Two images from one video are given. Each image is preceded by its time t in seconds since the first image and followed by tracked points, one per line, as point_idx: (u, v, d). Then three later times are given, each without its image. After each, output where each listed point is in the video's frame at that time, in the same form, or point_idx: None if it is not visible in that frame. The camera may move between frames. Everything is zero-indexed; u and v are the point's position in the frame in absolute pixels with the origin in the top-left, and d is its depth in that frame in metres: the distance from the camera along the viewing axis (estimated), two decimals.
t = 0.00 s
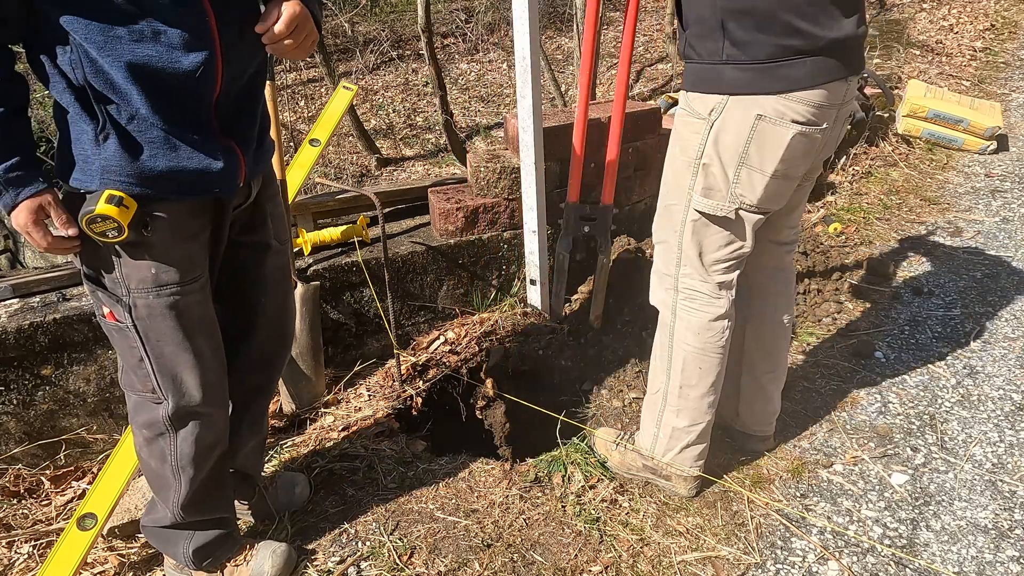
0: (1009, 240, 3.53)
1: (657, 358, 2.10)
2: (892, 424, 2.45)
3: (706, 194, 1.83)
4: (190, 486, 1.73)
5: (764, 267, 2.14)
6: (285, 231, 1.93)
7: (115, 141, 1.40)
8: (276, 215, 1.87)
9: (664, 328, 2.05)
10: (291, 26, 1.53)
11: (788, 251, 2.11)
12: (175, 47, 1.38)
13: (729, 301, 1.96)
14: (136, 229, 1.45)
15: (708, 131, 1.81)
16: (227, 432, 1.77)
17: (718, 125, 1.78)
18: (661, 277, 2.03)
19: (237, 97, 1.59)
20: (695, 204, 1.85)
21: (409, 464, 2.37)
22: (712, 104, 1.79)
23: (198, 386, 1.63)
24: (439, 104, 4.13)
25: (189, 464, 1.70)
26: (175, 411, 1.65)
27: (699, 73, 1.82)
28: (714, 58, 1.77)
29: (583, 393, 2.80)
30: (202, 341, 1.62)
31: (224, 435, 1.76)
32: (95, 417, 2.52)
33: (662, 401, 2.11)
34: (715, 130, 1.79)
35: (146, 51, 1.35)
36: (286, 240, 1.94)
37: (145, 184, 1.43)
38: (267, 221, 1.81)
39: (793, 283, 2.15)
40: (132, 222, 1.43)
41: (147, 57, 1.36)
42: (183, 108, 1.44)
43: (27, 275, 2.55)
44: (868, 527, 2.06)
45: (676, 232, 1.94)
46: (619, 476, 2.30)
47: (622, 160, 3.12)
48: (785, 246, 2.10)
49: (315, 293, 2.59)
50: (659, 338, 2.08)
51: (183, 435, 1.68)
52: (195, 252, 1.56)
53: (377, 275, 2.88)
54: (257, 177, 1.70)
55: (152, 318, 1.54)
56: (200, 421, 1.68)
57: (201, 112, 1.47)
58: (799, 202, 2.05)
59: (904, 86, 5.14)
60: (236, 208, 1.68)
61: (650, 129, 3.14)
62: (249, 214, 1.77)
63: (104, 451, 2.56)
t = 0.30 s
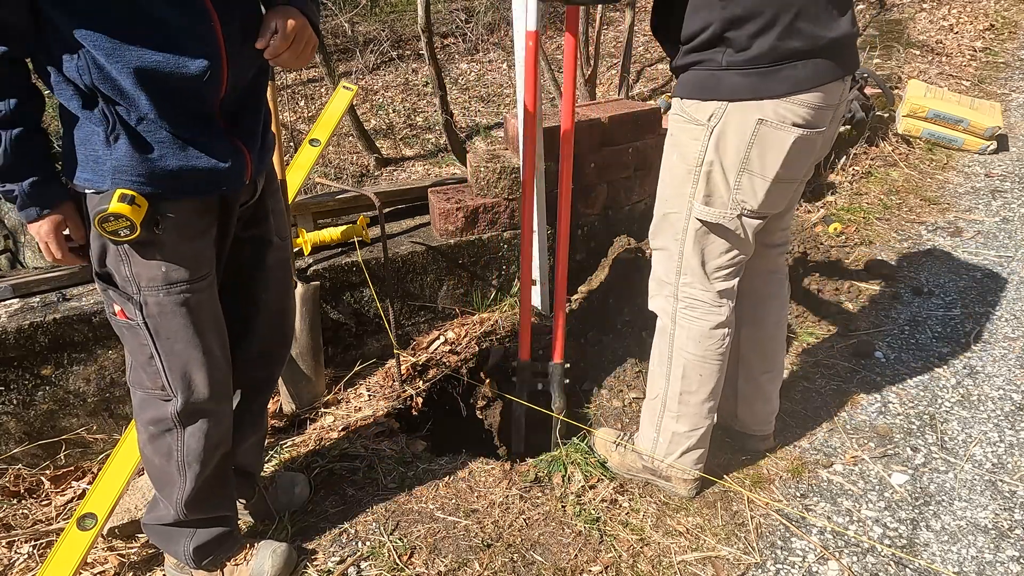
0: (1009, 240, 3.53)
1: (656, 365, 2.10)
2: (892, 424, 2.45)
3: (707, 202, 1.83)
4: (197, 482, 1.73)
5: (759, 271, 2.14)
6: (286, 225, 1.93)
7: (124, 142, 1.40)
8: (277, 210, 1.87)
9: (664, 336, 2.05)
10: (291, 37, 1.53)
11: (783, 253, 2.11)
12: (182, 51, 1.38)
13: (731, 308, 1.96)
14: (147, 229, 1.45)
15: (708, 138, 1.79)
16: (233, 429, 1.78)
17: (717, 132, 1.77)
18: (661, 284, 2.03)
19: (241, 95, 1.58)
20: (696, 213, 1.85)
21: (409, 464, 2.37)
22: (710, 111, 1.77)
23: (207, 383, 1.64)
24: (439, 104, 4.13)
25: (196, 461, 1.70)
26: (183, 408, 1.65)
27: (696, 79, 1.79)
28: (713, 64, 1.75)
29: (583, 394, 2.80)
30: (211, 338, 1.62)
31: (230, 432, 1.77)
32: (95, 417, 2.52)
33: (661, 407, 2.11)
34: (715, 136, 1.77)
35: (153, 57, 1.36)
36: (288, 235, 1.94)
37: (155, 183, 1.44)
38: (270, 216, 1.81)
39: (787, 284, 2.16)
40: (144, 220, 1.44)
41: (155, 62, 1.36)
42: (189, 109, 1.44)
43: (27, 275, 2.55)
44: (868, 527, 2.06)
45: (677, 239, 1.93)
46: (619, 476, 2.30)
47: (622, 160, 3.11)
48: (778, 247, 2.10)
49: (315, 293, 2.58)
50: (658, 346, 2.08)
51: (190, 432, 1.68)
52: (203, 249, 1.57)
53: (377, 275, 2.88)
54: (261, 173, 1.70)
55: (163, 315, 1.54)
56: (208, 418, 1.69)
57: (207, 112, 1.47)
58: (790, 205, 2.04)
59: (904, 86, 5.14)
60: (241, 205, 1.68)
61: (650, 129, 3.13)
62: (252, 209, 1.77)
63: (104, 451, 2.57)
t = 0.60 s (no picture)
0: (1009, 240, 3.52)
1: (650, 370, 2.10)
2: (892, 424, 2.45)
3: (689, 207, 1.83)
4: (182, 479, 1.73)
5: (749, 274, 2.13)
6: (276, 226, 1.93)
7: (102, 133, 1.39)
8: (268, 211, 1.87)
9: (657, 340, 2.05)
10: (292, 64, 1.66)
11: (772, 256, 2.10)
12: (170, 45, 1.38)
13: (721, 312, 1.96)
14: (120, 226, 1.44)
15: (687, 142, 1.79)
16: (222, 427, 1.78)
17: (695, 135, 1.77)
18: (650, 290, 2.03)
19: (234, 93, 1.58)
20: (679, 219, 1.85)
21: (408, 464, 2.37)
22: (687, 115, 1.77)
23: (186, 382, 1.63)
24: (439, 104, 4.13)
25: (178, 459, 1.70)
26: (166, 405, 1.65)
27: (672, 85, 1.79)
28: (688, 68, 1.75)
29: (583, 394, 2.80)
30: (193, 336, 1.62)
31: (218, 432, 1.76)
32: (95, 417, 2.52)
33: (656, 411, 2.11)
34: (693, 141, 1.77)
35: (140, 48, 1.35)
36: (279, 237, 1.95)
37: (132, 180, 1.43)
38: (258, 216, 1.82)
39: (779, 286, 2.16)
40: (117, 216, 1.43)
41: (141, 54, 1.36)
42: (175, 104, 1.44)
43: (27, 275, 2.55)
44: (868, 527, 2.06)
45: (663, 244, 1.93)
46: (619, 476, 2.30)
47: (622, 160, 3.11)
48: (768, 252, 2.09)
49: (315, 293, 2.57)
50: (651, 351, 2.09)
51: (173, 430, 1.68)
52: (186, 246, 1.57)
53: (377, 275, 2.88)
54: (248, 175, 1.70)
55: (140, 313, 1.54)
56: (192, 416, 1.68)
57: (193, 109, 1.47)
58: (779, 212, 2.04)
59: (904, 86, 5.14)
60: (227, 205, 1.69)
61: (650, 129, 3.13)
62: (240, 209, 1.77)
63: (104, 451, 2.57)
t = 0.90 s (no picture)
0: (1010, 240, 3.52)
1: (651, 371, 2.11)
2: (892, 424, 2.45)
3: (686, 211, 1.83)
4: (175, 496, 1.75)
5: (749, 276, 2.13)
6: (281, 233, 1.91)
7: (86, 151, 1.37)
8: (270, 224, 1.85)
9: (659, 343, 2.06)
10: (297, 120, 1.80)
11: (770, 259, 2.10)
12: (151, 52, 1.36)
13: (724, 315, 1.96)
14: (107, 251, 1.44)
15: (682, 144, 1.79)
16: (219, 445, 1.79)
17: (689, 138, 1.77)
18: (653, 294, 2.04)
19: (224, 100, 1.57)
20: (677, 223, 1.85)
21: (409, 464, 2.37)
22: (681, 118, 1.77)
23: (177, 403, 1.64)
24: (439, 104, 4.13)
25: (172, 476, 1.72)
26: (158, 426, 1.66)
27: (665, 87, 1.80)
28: (680, 70, 1.76)
29: (583, 394, 2.80)
30: (184, 357, 1.62)
31: (212, 450, 1.77)
32: (95, 417, 2.52)
33: (658, 412, 2.12)
34: (688, 143, 1.77)
35: (120, 58, 1.33)
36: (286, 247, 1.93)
37: (114, 204, 1.42)
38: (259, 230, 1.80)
39: (780, 288, 2.15)
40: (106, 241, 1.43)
41: (122, 65, 1.33)
42: (161, 117, 1.42)
43: (27, 275, 2.55)
44: (868, 527, 2.06)
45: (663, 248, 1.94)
46: (619, 476, 2.30)
47: (621, 160, 3.11)
48: (767, 254, 2.10)
49: (315, 293, 2.58)
50: (654, 353, 2.09)
51: (165, 448, 1.69)
52: (179, 266, 1.57)
53: (377, 275, 2.88)
54: (246, 186, 1.69)
55: (130, 336, 1.55)
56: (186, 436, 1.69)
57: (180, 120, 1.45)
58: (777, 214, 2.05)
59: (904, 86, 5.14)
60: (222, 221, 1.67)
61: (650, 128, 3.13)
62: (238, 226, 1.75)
63: (104, 451, 2.57)
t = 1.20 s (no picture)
0: (1009, 240, 3.52)
1: (657, 374, 2.10)
2: (892, 424, 2.45)
3: (703, 213, 1.83)
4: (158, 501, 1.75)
5: (758, 282, 2.13)
6: (288, 238, 1.82)
7: (45, 157, 1.38)
8: (267, 231, 1.75)
9: (666, 347, 2.06)
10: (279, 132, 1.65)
11: (782, 266, 2.10)
12: (108, 54, 1.33)
13: (734, 320, 1.95)
14: (65, 261, 1.42)
15: (699, 147, 1.79)
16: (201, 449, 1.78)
17: (708, 140, 1.77)
18: (665, 296, 2.04)
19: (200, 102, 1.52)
20: (693, 226, 1.85)
21: (409, 464, 2.37)
22: (701, 120, 1.77)
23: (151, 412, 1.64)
24: (439, 104, 4.13)
25: (152, 482, 1.73)
26: (134, 435, 1.66)
27: (684, 90, 1.79)
28: (698, 73, 1.75)
29: (583, 394, 2.80)
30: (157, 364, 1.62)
31: (194, 454, 1.77)
32: (95, 417, 2.52)
33: (661, 414, 2.11)
34: (705, 145, 1.77)
35: (77, 61, 1.32)
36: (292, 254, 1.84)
37: (75, 215, 1.42)
38: (246, 238, 1.71)
39: (788, 296, 2.15)
40: (63, 250, 1.41)
41: (79, 68, 1.32)
42: (125, 121, 1.39)
43: (27, 275, 2.55)
44: (868, 527, 2.06)
45: (677, 250, 1.94)
46: (619, 476, 2.30)
47: (622, 160, 3.11)
48: (779, 260, 2.10)
49: (315, 293, 2.58)
50: (660, 357, 2.09)
51: (144, 454, 1.70)
52: (151, 273, 1.56)
53: (377, 275, 2.88)
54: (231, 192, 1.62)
55: (100, 345, 1.56)
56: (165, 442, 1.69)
57: (145, 124, 1.42)
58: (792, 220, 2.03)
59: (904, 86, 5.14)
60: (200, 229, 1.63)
61: (650, 128, 3.13)
62: (221, 235, 1.70)
63: (104, 451, 2.57)
